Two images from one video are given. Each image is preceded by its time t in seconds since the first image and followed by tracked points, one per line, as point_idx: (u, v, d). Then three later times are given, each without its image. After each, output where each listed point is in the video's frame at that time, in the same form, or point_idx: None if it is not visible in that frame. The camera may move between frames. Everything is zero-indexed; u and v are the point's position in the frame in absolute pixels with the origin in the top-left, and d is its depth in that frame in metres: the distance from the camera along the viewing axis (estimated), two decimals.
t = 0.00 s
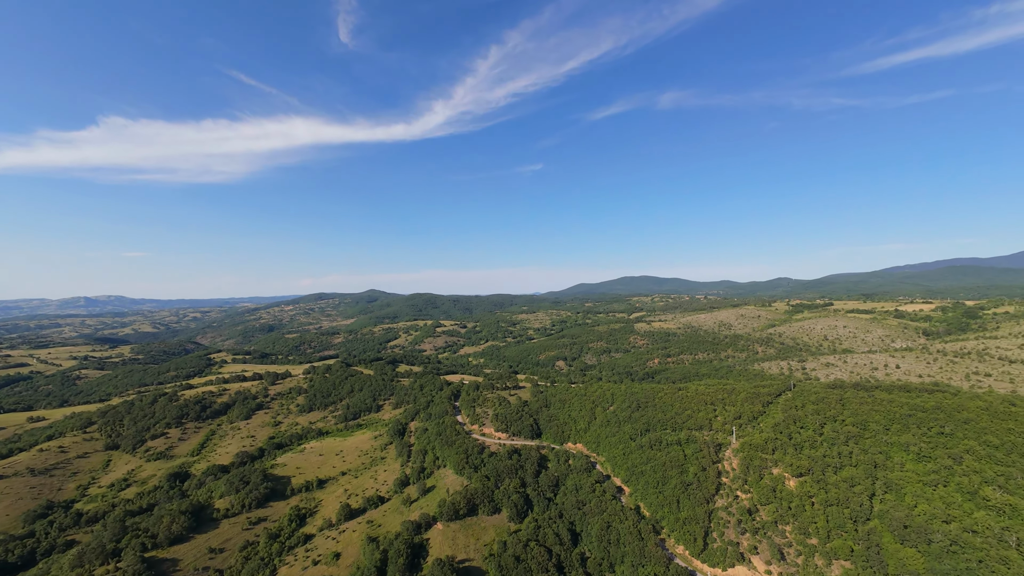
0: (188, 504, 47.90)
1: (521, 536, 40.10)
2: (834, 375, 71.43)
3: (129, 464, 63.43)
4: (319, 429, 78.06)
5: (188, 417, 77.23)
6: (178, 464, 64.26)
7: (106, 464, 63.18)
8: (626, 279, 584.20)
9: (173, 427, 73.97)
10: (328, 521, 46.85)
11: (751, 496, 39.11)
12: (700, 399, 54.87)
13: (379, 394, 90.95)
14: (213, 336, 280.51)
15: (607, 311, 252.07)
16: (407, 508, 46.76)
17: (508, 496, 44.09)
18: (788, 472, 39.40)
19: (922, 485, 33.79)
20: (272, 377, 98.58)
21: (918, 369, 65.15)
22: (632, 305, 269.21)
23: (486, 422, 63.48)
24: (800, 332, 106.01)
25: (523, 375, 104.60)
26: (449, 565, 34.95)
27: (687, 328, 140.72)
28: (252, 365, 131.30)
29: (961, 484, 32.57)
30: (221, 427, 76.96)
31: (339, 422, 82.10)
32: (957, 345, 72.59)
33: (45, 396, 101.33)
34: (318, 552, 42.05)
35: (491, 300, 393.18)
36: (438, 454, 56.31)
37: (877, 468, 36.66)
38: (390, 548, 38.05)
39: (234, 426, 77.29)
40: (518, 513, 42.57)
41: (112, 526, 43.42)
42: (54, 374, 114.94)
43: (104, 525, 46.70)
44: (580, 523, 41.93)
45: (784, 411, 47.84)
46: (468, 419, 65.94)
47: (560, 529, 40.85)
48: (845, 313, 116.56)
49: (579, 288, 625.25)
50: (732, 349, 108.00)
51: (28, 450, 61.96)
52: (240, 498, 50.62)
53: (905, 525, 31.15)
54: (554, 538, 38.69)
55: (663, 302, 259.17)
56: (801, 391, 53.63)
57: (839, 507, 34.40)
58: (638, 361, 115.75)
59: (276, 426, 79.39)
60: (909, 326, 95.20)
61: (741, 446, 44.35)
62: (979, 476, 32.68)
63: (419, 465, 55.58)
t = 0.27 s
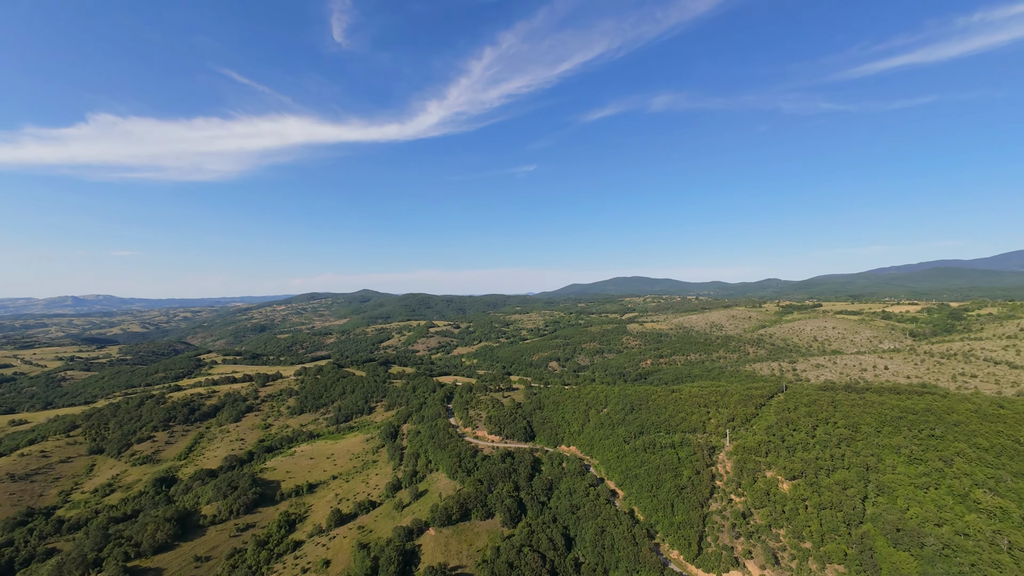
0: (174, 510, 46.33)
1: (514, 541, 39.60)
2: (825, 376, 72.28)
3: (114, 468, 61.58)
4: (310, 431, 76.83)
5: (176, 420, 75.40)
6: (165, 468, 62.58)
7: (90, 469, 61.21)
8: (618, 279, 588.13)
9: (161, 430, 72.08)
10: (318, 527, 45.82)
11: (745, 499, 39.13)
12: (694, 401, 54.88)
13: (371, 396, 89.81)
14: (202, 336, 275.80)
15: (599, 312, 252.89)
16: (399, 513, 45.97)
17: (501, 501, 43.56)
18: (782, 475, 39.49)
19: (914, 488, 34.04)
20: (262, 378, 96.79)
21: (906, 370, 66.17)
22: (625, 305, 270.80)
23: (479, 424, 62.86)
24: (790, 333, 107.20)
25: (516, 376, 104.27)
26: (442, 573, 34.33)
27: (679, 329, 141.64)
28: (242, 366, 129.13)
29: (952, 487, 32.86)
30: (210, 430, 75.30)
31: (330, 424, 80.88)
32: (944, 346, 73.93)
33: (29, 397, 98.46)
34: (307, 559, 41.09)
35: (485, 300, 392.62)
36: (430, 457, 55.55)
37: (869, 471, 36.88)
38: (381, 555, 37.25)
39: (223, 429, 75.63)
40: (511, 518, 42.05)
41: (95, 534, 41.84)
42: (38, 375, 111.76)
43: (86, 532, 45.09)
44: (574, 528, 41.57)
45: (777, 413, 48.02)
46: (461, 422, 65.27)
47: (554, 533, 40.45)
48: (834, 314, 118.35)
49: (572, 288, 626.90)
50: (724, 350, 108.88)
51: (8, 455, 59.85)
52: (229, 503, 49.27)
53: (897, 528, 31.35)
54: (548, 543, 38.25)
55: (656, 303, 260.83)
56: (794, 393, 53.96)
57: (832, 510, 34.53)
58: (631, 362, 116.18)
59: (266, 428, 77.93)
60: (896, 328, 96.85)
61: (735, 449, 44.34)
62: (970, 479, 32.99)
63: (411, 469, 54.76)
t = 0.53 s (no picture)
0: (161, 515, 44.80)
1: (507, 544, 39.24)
2: (812, 377, 73.69)
3: (100, 471, 59.61)
4: (301, 433, 75.55)
5: (165, 421, 73.48)
6: (153, 470, 60.78)
7: (76, 472, 59.00)
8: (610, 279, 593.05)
9: (149, 431, 70.11)
10: (307, 531, 44.82)
11: (736, 501, 39.37)
12: (686, 403, 55.11)
13: (363, 397, 88.73)
14: (191, 335, 270.45)
15: (591, 312, 254.07)
16: (390, 516, 45.23)
17: (494, 503, 43.16)
18: (772, 477, 39.87)
19: (901, 489, 34.57)
20: (253, 379, 94.97)
21: (890, 372, 67.41)
22: (616, 306, 273.20)
23: (472, 425, 62.32)
24: (778, 335, 108.58)
25: (509, 377, 104.09)
26: None
27: (669, 330, 142.99)
28: (232, 366, 126.86)
29: (939, 489, 33.44)
30: (200, 431, 73.60)
31: (321, 426, 79.63)
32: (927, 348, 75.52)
33: (13, 397, 95.42)
34: (296, 565, 40.14)
35: (477, 300, 392.05)
36: (423, 459, 54.89)
37: (857, 472, 37.39)
38: (371, 560, 36.57)
39: (213, 431, 73.96)
40: (503, 520, 41.65)
41: (77, 540, 40.15)
42: (23, 374, 108.48)
43: (70, 536, 43.35)
44: (567, 531, 41.35)
45: (767, 415, 48.50)
46: (454, 423, 64.69)
47: (546, 536, 40.20)
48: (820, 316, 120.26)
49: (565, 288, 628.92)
50: (713, 351, 110.18)
51: None
52: (217, 507, 47.91)
53: (886, 530, 31.83)
54: (541, 546, 37.96)
55: (647, 303, 263.30)
56: (783, 395, 54.62)
57: (821, 512, 34.93)
58: (623, 363, 116.83)
59: (256, 429, 76.42)
60: (881, 330, 98.84)
61: (726, 451, 44.64)
62: (956, 481, 33.58)
63: (403, 471, 53.98)
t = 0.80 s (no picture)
0: (150, 518, 44.53)
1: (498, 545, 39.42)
2: (798, 375, 76.54)
3: (90, 471, 59.19)
4: (295, 432, 75.37)
5: (157, 421, 73.15)
6: (144, 471, 60.47)
7: (65, 472, 58.58)
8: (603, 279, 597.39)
9: (140, 431, 69.77)
10: (300, 532, 44.80)
11: (725, 501, 39.78)
12: (675, 404, 55.66)
13: (357, 396, 88.81)
14: (186, 334, 268.76)
15: (584, 312, 255.27)
16: (383, 517, 45.34)
17: (486, 504, 43.33)
18: (760, 478, 40.35)
19: (886, 490, 35.12)
20: (248, 378, 94.65)
21: (872, 373, 71.58)
22: (607, 307, 275.73)
23: (464, 425, 62.59)
24: (763, 335, 110.26)
25: (502, 377, 104.82)
26: None
27: (658, 330, 144.20)
28: (224, 365, 126.20)
29: (922, 489, 34.00)
30: (193, 431, 73.37)
31: (315, 425, 79.59)
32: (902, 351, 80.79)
33: (5, 396, 94.30)
34: (288, 567, 40.09)
35: (471, 299, 393.15)
36: (416, 459, 55.07)
37: (844, 473, 37.96)
38: (364, 561, 36.67)
39: (206, 430, 73.75)
40: (495, 521, 41.89)
41: (64, 543, 39.83)
42: (17, 373, 107.39)
43: (58, 538, 43.05)
44: (558, 531, 41.63)
45: (755, 416, 49.15)
46: (446, 423, 64.99)
47: (538, 536, 40.50)
48: (804, 318, 122.83)
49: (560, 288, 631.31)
50: (701, 351, 111.75)
51: None
52: (208, 509, 47.74)
53: (871, 530, 32.32)
54: (532, 547, 38.21)
55: (639, 304, 265.79)
56: (770, 396, 55.45)
57: (808, 513, 35.40)
58: (614, 362, 117.63)
59: (250, 429, 76.27)
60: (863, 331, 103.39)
61: (715, 451, 45.12)
62: (939, 482, 34.19)
63: (396, 471, 54.12)
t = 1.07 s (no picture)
0: (139, 519, 43.94)
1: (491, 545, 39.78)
2: (782, 374, 80.87)
3: (81, 471, 58.27)
4: (289, 431, 74.90)
5: (149, 421, 72.51)
6: (135, 471, 59.69)
7: (56, 473, 57.72)
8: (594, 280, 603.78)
9: (132, 431, 69.14)
10: (292, 534, 44.57)
11: (713, 501, 40.55)
12: (665, 404, 56.58)
13: (351, 396, 88.77)
14: (178, 332, 265.16)
15: (576, 312, 257.35)
16: (376, 518, 45.32)
17: (479, 505, 43.60)
18: (748, 478, 41.25)
19: (869, 490, 36.18)
20: (242, 378, 95.28)
21: (852, 372, 77.38)
22: (597, 307, 279.71)
23: (458, 425, 62.86)
24: (748, 336, 116.87)
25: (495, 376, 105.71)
26: None
27: (646, 330, 146.63)
28: (215, 365, 125.22)
29: (903, 489, 35.09)
30: (186, 430, 72.83)
31: (309, 424, 79.23)
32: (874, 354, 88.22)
33: None
34: (280, 569, 39.82)
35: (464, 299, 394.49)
36: (410, 459, 55.18)
37: (828, 473, 39.03)
38: (357, 563, 36.69)
39: (199, 430, 73.22)
40: (488, 521, 42.18)
41: (50, 546, 39.14)
42: (4, 372, 105.52)
43: (45, 540, 42.33)
44: (550, 531, 42.06)
45: (742, 416, 50.29)
46: (440, 422, 65.29)
47: (531, 536, 40.91)
48: (785, 320, 130.88)
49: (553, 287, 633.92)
50: (688, 352, 114.37)
51: None
52: (199, 509, 47.23)
53: (855, 529, 33.27)
54: (525, 547, 38.57)
55: (630, 304, 269.79)
56: (756, 397, 57.00)
57: (794, 513, 36.28)
58: (603, 362, 119.06)
59: (243, 428, 75.81)
60: (841, 335, 110.78)
61: (703, 451, 45.99)
62: (919, 481, 35.33)
63: (389, 471, 54.21)
